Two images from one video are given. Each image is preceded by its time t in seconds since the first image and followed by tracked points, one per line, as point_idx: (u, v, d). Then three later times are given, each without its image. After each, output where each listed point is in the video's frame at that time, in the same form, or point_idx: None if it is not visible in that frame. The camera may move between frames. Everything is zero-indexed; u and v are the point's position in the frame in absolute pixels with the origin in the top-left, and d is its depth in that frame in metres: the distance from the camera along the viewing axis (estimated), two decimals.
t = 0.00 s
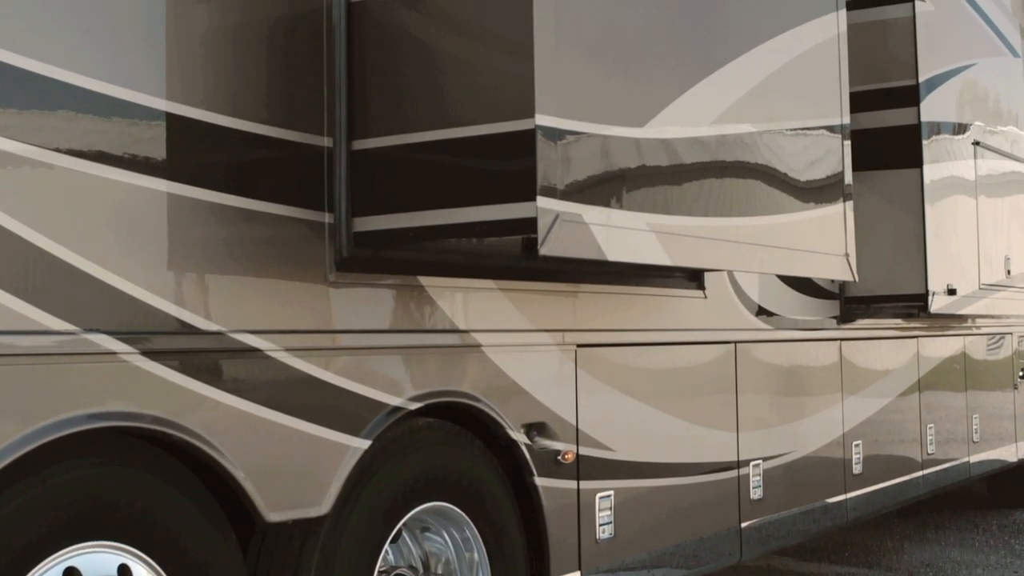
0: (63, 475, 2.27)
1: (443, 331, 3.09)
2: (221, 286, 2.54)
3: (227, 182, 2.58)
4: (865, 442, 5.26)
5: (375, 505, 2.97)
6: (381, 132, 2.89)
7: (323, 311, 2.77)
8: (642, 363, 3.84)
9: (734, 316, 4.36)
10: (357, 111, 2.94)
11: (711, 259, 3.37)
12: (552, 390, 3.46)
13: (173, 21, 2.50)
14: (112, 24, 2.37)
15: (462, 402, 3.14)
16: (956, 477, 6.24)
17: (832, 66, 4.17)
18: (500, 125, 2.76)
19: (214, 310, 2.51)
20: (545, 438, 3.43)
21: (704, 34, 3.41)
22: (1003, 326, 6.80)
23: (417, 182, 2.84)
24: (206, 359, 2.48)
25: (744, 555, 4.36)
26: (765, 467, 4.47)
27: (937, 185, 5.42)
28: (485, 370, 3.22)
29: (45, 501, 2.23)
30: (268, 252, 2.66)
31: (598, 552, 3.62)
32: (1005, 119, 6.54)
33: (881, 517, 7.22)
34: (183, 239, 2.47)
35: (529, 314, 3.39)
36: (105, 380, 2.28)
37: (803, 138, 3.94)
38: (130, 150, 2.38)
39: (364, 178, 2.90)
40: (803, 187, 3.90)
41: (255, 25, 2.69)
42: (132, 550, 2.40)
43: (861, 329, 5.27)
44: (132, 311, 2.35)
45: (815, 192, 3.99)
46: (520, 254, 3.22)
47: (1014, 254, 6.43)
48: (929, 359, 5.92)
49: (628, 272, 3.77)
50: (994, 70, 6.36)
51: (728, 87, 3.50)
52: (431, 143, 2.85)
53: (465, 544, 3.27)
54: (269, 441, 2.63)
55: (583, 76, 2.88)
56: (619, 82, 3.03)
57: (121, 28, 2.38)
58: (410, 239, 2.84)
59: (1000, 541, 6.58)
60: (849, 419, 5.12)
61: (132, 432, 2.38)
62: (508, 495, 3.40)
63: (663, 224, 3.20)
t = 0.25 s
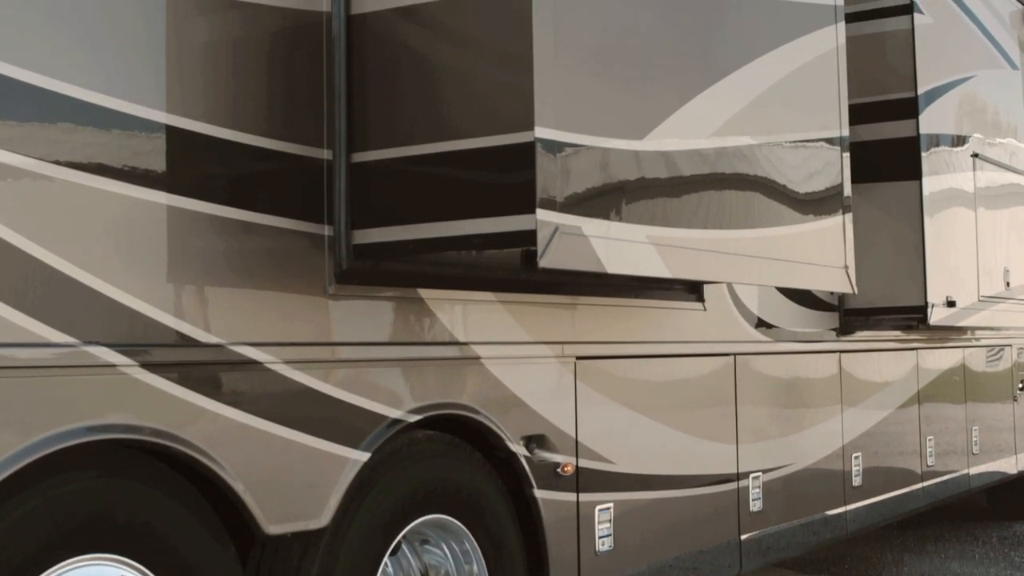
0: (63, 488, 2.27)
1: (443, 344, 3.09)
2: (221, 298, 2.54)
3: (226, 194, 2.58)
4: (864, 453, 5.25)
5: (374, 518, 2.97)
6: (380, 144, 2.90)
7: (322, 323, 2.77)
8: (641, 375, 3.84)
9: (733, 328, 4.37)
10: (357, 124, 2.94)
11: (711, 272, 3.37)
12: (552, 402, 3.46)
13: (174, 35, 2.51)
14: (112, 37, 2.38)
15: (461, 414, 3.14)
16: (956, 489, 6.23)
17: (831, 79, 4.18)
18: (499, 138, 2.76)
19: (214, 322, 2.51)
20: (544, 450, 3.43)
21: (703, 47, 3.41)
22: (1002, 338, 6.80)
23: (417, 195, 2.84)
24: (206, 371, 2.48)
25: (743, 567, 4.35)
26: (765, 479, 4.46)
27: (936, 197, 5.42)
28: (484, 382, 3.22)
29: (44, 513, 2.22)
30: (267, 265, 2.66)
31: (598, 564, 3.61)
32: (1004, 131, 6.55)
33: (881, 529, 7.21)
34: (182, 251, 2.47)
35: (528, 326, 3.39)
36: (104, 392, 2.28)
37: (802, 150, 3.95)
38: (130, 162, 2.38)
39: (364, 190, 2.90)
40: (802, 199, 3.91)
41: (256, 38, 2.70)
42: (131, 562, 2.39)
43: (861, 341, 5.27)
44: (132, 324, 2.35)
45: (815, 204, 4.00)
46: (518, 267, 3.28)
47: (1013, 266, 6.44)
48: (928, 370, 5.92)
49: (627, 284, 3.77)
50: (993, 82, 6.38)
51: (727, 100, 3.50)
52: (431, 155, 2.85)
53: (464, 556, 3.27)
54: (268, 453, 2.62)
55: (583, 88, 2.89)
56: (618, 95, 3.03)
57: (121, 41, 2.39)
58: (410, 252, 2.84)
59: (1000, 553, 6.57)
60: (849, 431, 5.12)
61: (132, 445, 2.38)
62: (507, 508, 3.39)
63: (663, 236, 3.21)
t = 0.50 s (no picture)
0: (62, 500, 2.27)
1: (442, 356, 3.09)
2: (220, 311, 2.54)
3: (226, 207, 2.58)
4: (864, 466, 5.24)
5: (373, 531, 2.96)
6: (379, 157, 2.90)
7: (321, 336, 2.77)
8: (640, 387, 3.84)
9: (733, 341, 4.37)
10: (356, 136, 2.94)
11: (710, 284, 3.37)
12: (551, 414, 3.45)
13: (174, 48, 2.51)
14: (113, 51, 2.38)
15: (461, 427, 3.14)
16: (956, 502, 6.22)
17: (830, 92, 4.19)
18: (498, 150, 2.77)
19: (213, 334, 2.51)
20: (543, 463, 3.42)
21: (703, 60, 3.42)
22: (1002, 350, 6.80)
23: (416, 207, 2.85)
24: (204, 384, 2.48)
25: None
26: (764, 492, 4.46)
27: (935, 209, 5.43)
28: (483, 395, 3.22)
29: (43, 526, 2.22)
30: (266, 277, 2.66)
31: None
32: (1002, 144, 6.56)
33: (880, 541, 7.19)
34: (182, 264, 2.47)
35: (528, 339, 3.39)
36: (104, 405, 2.28)
37: (801, 163, 3.95)
38: (130, 175, 2.39)
39: (363, 203, 2.90)
40: (801, 211, 3.91)
41: (256, 52, 2.71)
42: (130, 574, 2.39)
43: (860, 353, 5.26)
44: (132, 337, 2.35)
45: (813, 216, 4.00)
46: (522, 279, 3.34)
47: (1012, 279, 6.44)
48: (928, 383, 5.91)
49: (626, 297, 3.77)
50: (991, 95, 6.39)
51: (726, 113, 3.51)
52: (429, 168, 2.85)
53: (463, 569, 3.26)
54: (267, 466, 2.62)
55: (582, 101, 2.89)
56: (617, 107, 3.04)
57: (121, 55, 2.40)
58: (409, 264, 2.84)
59: (1000, 566, 6.55)
60: (848, 443, 5.11)
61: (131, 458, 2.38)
62: (506, 520, 3.39)
63: (662, 249, 3.21)
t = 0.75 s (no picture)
0: (61, 512, 2.27)
1: (441, 369, 3.09)
2: (219, 323, 2.54)
3: (225, 219, 2.59)
4: (863, 478, 5.23)
5: (372, 543, 2.96)
6: (378, 169, 2.91)
7: (320, 348, 2.77)
8: (639, 400, 3.83)
9: (732, 353, 4.37)
10: (355, 149, 2.95)
11: (709, 297, 3.37)
12: (550, 427, 3.45)
13: (174, 61, 2.52)
14: (113, 64, 2.39)
15: (460, 439, 3.13)
16: (955, 515, 6.20)
17: (829, 104, 4.20)
18: (496, 163, 2.77)
19: (211, 347, 2.51)
20: (542, 475, 3.42)
21: (702, 72, 3.43)
22: (1001, 362, 6.80)
23: (415, 220, 2.85)
24: (204, 397, 2.48)
25: None
26: (763, 505, 4.45)
27: (934, 221, 5.43)
28: (482, 408, 3.21)
29: (41, 538, 2.23)
30: (265, 290, 2.66)
31: None
32: (1001, 156, 6.57)
33: (880, 554, 7.17)
34: (181, 277, 2.47)
35: (526, 352, 3.39)
36: (103, 418, 2.28)
37: (800, 175, 3.96)
38: (130, 187, 2.39)
39: (362, 215, 2.91)
40: (800, 223, 3.92)
41: (256, 64, 2.71)
42: None
43: (858, 365, 5.26)
44: (131, 349, 2.35)
45: (812, 228, 4.00)
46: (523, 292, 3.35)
47: (1011, 291, 6.44)
48: (927, 395, 5.91)
49: (625, 309, 3.77)
50: (990, 108, 6.40)
51: (725, 126, 3.52)
52: (428, 181, 2.86)
53: None
54: (266, 478, 2.62)
55: (581, 114, 2.90)
56: (617, 120, 3.05)
57: (122, 67, 2.41)
58: (408, 277, 2.84)
59: None
60: (847, 455, 5.10)
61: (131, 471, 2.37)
62: (505, 532, 3.38)
63: (661, 261, 3.21)
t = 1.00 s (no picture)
0: (60, 525, 2.27)
1: (440, 381, 3.09)
2: (218, 336, 2.54)
3: (225, 232, 2.59)
4: (862, 491, 5.23)
5: (371, 556, 2.95)
6: (377, 182, 2.91)
7: (319, 361, 2.77)
8: (638, 412, 3.83)
9: (731, 366, 4.37)
10: (354, 162, 2.95)
11: (708, 309, 3.37)
12: (549, 439, 3.44)
13: (174, 74, 2.53)
14: (113, 77, 2.40)
15: (458, 452, 3.13)
16: (954, 527, 6.19)
17: (828, 117, 4.21)
18: (495, 176, 2.77)
19: (211, 359, 2.51)
20: (541, 488, 3.41)
21: (700, 85, 3.43)
22: (1000, 375, 6.80)
23: (414, 233, 2.85)
24: (203, 410, 2.47)
25: None
26: (762, 517, 4.44)
27: (933, 233, 5.44)
28: (481, 420, 3.21)
29: (39, 550, 2.23)
30: (264, 302, 2.66)
31: None
32: (999, 168, 6.58)
33: (879, 567, 7.16)
34: (180, 290, 2.47)
35: (526, 364, 3.39)
36: (101, 431, 2.28)
37: (799, 187, 3.96)
38: (130, 200, 2.40)
39: (361, 228, 2.91)
40: (799, 235, 3.92)
41: (255, 77, 2.72)
42: None
43: (858, 378, 5.26)
44: (130, 362, 2.35)
45: (811, 240, 4.01)
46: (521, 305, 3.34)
47: (1010, 303, 6.44)
48: (926, 407, 5.91)
49: (624, 322, 3.77)
50: (988, 120, 6.42)
51: (724, 138, 3.52)
52: (428, 193, 2.86)
53: None
54: (265, 491, 2.61)
55: (580, 126, 2.90)
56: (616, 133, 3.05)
57: (122, 80, 2.42)
58: (407, 289, 2.84)
59: None
60: (846, 468, 5.09)
61: (130, 484, 2.37)
62: (504, 544, 3.38)
63: (660, 274, 3.21)
